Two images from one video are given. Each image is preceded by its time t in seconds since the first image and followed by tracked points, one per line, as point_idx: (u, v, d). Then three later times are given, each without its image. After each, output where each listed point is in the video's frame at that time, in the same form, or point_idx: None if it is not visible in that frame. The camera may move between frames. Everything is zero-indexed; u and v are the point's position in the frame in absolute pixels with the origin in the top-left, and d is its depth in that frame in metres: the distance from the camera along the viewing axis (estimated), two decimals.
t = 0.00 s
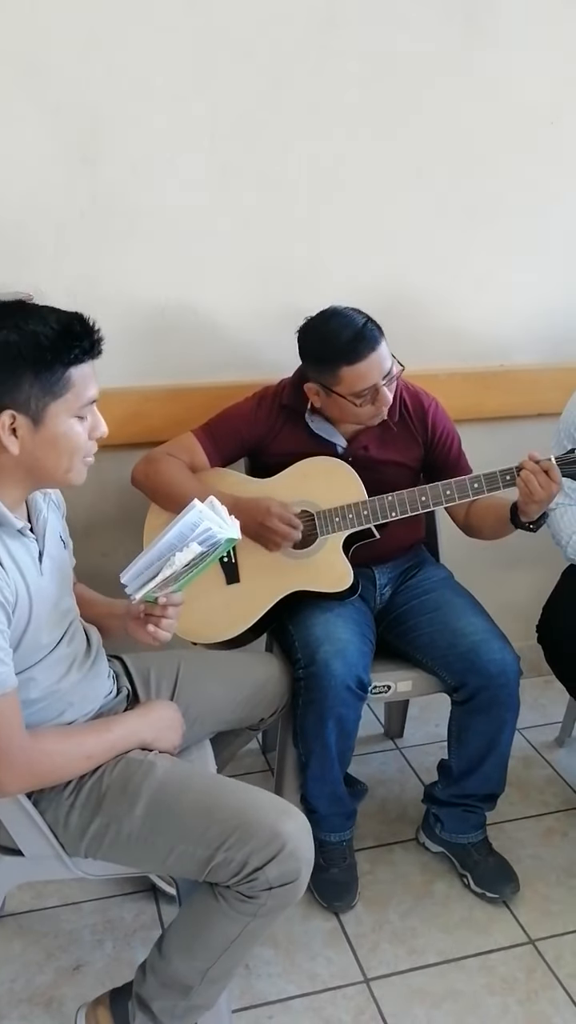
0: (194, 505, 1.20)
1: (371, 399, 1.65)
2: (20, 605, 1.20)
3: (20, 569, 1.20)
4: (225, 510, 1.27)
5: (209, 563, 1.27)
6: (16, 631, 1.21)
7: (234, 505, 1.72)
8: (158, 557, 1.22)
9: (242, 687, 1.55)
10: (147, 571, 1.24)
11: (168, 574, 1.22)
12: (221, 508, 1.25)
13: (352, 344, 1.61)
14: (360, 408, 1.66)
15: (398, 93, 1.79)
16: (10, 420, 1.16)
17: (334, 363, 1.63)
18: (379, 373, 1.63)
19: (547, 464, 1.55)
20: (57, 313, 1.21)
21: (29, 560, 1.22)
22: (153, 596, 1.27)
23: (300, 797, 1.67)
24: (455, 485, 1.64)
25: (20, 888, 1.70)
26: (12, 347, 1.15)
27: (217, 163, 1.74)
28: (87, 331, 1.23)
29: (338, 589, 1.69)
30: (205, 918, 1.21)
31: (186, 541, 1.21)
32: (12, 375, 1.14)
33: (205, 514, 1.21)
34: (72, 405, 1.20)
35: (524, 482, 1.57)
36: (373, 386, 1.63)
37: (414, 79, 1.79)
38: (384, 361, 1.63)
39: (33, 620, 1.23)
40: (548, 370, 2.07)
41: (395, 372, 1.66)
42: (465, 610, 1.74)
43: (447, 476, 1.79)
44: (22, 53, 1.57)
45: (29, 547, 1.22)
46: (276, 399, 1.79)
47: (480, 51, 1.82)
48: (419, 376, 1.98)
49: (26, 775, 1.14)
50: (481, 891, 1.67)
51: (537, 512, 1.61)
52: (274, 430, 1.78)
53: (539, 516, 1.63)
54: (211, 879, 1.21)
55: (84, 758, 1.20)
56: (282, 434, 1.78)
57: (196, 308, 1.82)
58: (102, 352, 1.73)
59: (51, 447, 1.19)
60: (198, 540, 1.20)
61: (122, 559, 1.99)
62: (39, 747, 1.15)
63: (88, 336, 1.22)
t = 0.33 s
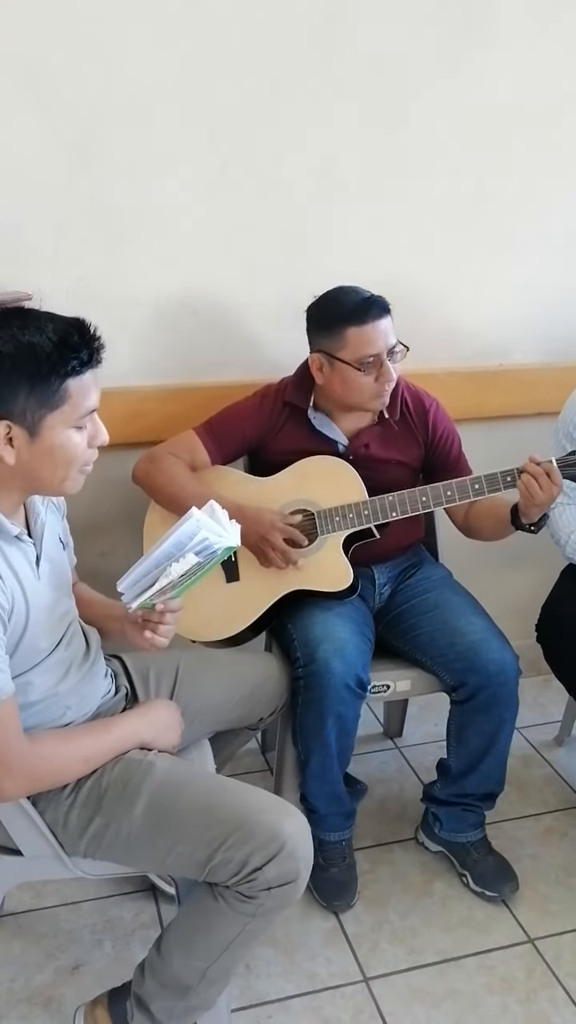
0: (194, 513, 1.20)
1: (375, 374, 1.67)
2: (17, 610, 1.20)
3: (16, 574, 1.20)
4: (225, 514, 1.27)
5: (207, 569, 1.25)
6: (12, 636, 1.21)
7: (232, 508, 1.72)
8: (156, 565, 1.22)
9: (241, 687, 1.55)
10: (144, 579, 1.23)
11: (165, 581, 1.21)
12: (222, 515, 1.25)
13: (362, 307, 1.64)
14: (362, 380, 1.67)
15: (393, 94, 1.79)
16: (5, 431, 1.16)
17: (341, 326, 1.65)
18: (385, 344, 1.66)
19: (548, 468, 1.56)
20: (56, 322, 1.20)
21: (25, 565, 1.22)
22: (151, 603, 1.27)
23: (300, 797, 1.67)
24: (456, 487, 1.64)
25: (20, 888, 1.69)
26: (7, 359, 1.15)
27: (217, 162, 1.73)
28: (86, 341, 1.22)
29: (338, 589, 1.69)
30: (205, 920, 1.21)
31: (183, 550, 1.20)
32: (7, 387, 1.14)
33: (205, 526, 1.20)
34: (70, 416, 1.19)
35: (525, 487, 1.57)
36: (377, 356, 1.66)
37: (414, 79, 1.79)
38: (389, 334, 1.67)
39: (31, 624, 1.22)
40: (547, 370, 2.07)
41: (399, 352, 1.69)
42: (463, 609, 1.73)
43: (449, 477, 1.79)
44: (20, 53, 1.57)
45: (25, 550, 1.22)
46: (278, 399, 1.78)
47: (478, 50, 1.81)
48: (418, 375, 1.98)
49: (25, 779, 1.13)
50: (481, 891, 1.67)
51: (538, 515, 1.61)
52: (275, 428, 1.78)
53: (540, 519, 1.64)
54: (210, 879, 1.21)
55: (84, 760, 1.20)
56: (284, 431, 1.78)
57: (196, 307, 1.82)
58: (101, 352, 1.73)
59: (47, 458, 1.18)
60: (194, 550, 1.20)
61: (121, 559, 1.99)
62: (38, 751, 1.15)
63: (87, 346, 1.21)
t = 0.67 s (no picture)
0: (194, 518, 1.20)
1: (380, 360, 1.68)
2: (17, 613, 1.20)
3: (15, 577, 1.20)
4: (224, 517, 1.27)
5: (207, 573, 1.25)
6: (12, 639, 1.21)
7: (232, 508, 1.70)
8: (151, 571, 1.22)
9: (242, 688, 1.55)
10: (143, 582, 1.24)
11: (163, 589, 1.21)
12: (221, 516, 1.26)
13: (378, 291, 1.67)
14: (365, 362, 1.68)
15: (393, 93, 1.79)
16: (3, 433, 1.16)
17: (356, 304, 1.67)
18: (394, 332, 1.67)
19: (553, 475, 1.57)
20: (56, 324, 1.20)
21: (25, 568, 1.22)
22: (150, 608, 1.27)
23: (302, 797, 1.67)
24: (462, 489, 1.65)
25: (20, 888, 1.70)
26: (6, 361, 1.15)
27: (217, 162, 1.73)
28: (85, 344, 1.22)
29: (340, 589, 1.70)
30: (207, 922, 1.21)
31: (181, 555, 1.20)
32: (5, 389, 1.14)
33: (203, 528, 1.19)
34: (68, 419, 1.19)
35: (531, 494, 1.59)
36: (384, 341, 1.67)
37: (413, 79, 1.79)
38: (401, 324, 1.68)
39: (31, 626, 1.22)
40: (547, 370, 2.07)
41: (407, 347, 1.70)
42: (464, 609, 1.74)
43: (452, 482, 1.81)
44: (20, 52, 1.57)
45: (25, 553, 1.22)
46: (285, 398, 1.78)
47: (478, 50, 1.81)
48: (418, 376, 1.98)
49: (26, 782, 1.13)
50: (481, 891, 1.67)
51: (543, 521, 1.63)
52: (282, 424, 1.78)
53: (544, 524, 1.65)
54: (212, 880, 1.21)
55: (85, 762, 1.20)
56: (292, 428, 1.78)
57: (196, 307, 1.82)
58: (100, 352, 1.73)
59: (45, 460, 1.18)
60: (192, 557, 1.19)
61: (121, 559, 1.99)
62: (40, 753, 1.15)
63: (86, 349, 1.21)
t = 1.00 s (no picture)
0: (193, 513, 1.20)
1: (381, 344, 1.69)
2: (17, 611, 1.20)
3: (16, 574, 1.20)
4: (223, 512, 1.27)
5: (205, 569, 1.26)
6: (12, 637, 1.21)
7: (235, 509, 1.70)
8: (156, 563, 1.22)
9: (243, 688, 1.55)
10: (143, 575, 1.24)
11: (164, 581, 1.21)
12: (219, 515, 1.25)
13: (387, 283, 1.70)
14: (367, 346, 1.69)
15: (393, 94, 1.79)
16: (4, 426, 1.16)
17: (364, 291, 1.71)
18: (399, 319, 1.69)
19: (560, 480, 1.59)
20: (55, 320, 1.21)
21: (25, 565, 1.22)
22: (150, 601, 1.27)
23: (304, 797, 1.67)
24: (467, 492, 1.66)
25: (22, 888, 1.70)
26: (8, 353, 1.15)
27: (217, 162, 1.74)
28: (85, 339, 1.23)
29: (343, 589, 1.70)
30: (209, 923, 1.21)
31: (180, 549, 1.20)
32: (7, 381, 1.14)
33: (203, 526, 1.20)
34: (68, 412, 1.19)
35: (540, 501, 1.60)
36: (388, 327, 1.69)
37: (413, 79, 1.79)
38: (407, 313, 1.70)
39: (31, 625, 1.22)
40: (547, 369, 2.07)
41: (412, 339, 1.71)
42: (465, 609, 1.74)
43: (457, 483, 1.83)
44: (20, 53, 1.57)
45: (24, 551, 1.22)
46: (294, 391, 1.78)
47: (477, 50, 1.81)
48: (418, 375, 1.98)
49: (28, 779, 1.14)
50: (482, 890, 1.67)
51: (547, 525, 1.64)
52: (291, 420, 1.78)
53: (549, 529, 1.67)
54: (215, 881, 1.21)
55: (89, 760, 1.20)
56: (301, 423, 1.79)
57: (196, 306, 1.82)
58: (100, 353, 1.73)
59: (46, 454, 1.19)
60: (192, 550, 1.20)
61: (122, 558, 1.99)
62: (41, 750, 1.15)
63: (86, 342, 1.22)
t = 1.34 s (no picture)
0: (193, 505, 1.22)
1: (365, 337, 1.69)
2: (17, 609, 1.20)
3: (15, 572, 1.20)
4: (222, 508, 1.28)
5: (206, 563, 1.27)
6: (12, 635, 1.21)
7: (234, 509, 1.71)
8: (158, 556, 1.22)
9: (243, 689, 1.55)
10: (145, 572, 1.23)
11: (166, 574, 1.21)
12: (219, 508, 1.26)
13: (369, 277, 1.71)
14: (350, 340, 1.70)
15: (393, 94, 1.79)
16: (9, 417, 1.16)
17: (347, 288, 1.71)
18: (382, 311, 1.69)
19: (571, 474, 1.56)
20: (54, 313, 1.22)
21: (25, 563, 1.22)
22: (153, 596, 1.26)
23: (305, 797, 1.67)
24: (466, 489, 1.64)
25: (22, 889, 1.69)
26: (12, 344, 1.15)
27: (217, 162, 1.73)
28: (85, 332, 1.24)
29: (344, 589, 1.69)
30: (210, 925, 1.21)
31: (184, 541, 1.21)
32: (12, 371, 1.15)
33: (203, 513, 1.22)
34: (71, 402, 1.20)
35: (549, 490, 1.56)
36: (371, 320, 1.69)
37: (413, 79, 1.79)
38: (391, 306, 1.69)
39: (31, 623, 1.22)
40: (548, 369, 2.07)
41: (398, 330, 1.71)
42: (466, 610, 1.74)
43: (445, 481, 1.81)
44: (20, 53, 1.57)
45: (24, 548, 1.22)
46: (289, 391, 1.79)
47: (478, 50, 1.81)
48: (419, 375, 1.98)
49: (29, 777, 1.13)
50: (483, 891, 1.67)
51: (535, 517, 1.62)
52: (288, 419, 1.79)
53: (534, 521, 1.64)
54: (216, 884, 1.21)
55: (89, 759, 1.20)
56: (296, 422, 1.79)
57: (197, 306, 1.82)
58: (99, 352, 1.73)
59: (50, 445, 1.18)
60: (195, 541, 1.21)
61: (122, 558, 1.99)
62: (41, 747, 1.15)
63: (86, 334, 1.23)
